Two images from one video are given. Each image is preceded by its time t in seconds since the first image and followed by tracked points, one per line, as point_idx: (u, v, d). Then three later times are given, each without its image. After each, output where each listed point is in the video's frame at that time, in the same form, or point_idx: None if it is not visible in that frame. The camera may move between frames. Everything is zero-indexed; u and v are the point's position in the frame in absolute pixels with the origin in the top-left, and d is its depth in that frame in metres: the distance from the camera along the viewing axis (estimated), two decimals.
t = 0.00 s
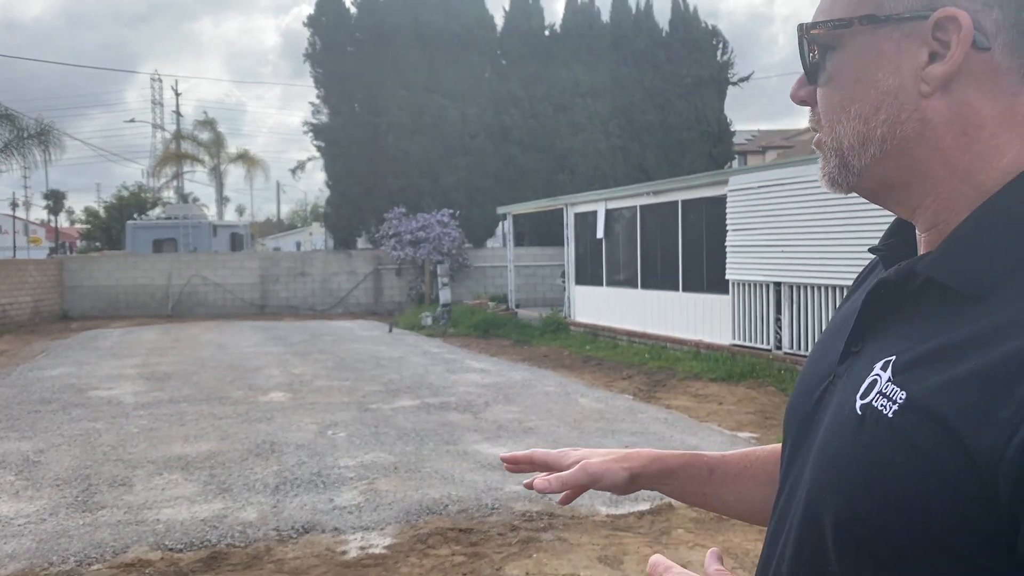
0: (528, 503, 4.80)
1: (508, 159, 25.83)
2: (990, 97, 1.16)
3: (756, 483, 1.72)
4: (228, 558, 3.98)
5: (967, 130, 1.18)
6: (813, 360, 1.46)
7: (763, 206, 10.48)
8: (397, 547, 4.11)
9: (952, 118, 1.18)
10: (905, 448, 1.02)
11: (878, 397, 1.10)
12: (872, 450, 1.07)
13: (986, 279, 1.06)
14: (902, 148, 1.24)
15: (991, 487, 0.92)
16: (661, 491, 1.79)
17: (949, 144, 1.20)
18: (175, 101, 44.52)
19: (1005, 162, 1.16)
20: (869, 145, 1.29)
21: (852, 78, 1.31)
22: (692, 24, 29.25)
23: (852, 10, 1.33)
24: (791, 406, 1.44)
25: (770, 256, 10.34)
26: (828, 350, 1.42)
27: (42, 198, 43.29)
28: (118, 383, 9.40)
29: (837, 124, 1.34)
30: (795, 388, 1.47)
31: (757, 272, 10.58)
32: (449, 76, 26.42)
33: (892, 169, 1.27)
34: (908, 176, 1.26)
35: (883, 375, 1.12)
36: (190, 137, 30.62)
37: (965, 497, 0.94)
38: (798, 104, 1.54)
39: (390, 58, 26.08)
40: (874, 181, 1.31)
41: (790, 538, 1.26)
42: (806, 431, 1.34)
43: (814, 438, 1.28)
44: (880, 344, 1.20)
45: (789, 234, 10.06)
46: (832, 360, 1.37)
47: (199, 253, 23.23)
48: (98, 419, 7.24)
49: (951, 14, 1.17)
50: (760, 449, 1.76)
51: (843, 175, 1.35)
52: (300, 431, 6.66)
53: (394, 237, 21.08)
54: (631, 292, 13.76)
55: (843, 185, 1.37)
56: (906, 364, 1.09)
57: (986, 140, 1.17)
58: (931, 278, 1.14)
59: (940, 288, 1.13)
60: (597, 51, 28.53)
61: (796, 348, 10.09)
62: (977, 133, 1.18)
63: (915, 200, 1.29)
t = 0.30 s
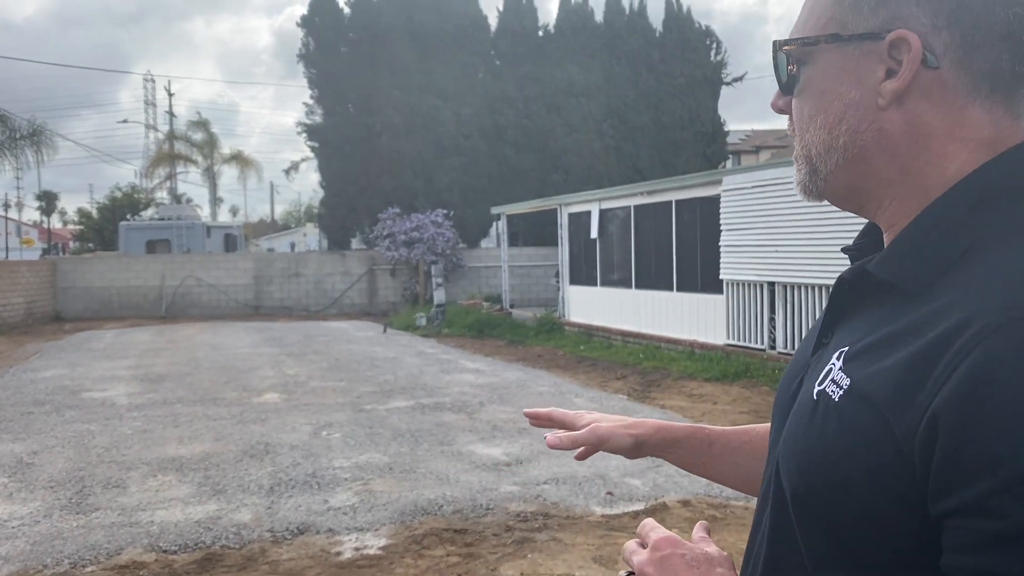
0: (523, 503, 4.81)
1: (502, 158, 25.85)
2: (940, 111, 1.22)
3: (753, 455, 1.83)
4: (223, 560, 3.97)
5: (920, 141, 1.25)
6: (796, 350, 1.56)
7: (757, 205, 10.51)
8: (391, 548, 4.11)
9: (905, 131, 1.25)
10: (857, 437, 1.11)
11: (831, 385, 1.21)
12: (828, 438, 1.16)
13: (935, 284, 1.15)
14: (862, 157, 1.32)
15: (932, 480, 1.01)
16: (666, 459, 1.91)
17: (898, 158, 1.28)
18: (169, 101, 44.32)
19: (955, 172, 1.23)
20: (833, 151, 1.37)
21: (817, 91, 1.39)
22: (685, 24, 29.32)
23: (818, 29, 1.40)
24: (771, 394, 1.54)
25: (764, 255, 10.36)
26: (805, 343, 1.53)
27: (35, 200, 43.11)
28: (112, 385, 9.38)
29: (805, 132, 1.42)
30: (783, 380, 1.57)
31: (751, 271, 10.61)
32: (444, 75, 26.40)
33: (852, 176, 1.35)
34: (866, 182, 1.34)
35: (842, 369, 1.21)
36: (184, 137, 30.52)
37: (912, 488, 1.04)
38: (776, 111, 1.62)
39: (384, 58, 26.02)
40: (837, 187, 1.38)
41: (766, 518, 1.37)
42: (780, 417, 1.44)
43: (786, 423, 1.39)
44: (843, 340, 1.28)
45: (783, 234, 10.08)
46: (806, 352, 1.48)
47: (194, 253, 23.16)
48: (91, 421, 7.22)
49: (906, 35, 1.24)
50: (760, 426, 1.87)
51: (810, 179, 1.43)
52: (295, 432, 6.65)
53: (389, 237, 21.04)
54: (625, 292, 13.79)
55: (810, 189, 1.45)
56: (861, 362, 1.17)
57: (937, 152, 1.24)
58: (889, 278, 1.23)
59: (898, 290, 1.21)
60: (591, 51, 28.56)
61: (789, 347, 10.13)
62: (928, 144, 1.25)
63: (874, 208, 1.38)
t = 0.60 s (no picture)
0: (521, 503, 4.81)
1: (498, 159, 25.85)
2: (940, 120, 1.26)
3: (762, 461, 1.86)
4: (221, 561, 3.98)
5: (920, 150, 1.28)
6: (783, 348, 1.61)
7: (753, 206, 10.52)
8: (389, 548, 4.11)
9: (906, 141, 1.28)
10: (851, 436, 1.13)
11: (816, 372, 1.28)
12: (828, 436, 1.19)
13: (917, 279, 1.21)
14: (863, 166, 1.34)
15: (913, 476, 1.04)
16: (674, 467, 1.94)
17: (888, 165, 1.32)
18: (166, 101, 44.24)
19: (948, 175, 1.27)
20: (834, 162, 1.39)
21: (815, 104, 1.41)
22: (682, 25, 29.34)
23: (814, 46, 1.42)
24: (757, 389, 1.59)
25: (761, 255, 10.38)
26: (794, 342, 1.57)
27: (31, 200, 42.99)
28: (110, 385, 9.37)
29: (804, 143, 1.44)
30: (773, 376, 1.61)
31: (748, 271, 10.62)
32: (440, 76, 26.39)
33: (850, 185, 1.38)
34: (865, 191, 1.36)
35: (829, 366, 1.25)
36: (180, 137, 30.45)
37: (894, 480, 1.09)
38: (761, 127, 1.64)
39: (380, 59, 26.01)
40: (834, 197, 1.41)
41: (753, 509, 1.40)
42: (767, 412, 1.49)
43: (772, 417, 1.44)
44: (828, 341, 1.32)
45: (781, 234, 10.08)
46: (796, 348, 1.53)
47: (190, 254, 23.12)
48: (88, 422, 7.21)
49: (904, 46, 1.27)
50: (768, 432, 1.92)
51: (808, 188, 1.45)
52: (292, 432, 6.65)
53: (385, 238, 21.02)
54: (621, 292, 13.82)
55: (806, 199, 1.46)
56: (847, 360, 1.21)
57: (922, 162, 1.29)
58: (886, 283, 1.26)
59: (889, 293, 1.26)
60: (588, 51, 28.57)
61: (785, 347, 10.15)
62: (925, 153, 1.28)
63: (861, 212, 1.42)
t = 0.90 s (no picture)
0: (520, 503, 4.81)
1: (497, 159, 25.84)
2: (914, 126, 1.28)
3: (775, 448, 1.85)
4: (219, 561, 3.98)
5: (895, 155, 1.31)
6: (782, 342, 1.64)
7: (752, 205, 10.52)
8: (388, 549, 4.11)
9: (881, 148, 1.31)
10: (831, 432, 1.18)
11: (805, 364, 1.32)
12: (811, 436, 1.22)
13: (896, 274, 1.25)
14: (841, 172, 1.37)
15: (880, 471, 1.06)
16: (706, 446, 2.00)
17: (866, 170, 1.35)
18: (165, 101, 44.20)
19: (922, 179, 1.30)
20: (813, 169, 1.42)
21: (795, 112, 1.44)
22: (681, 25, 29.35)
23: (796, 57, 1.45)
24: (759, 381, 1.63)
25: (759, 255, 10.38)
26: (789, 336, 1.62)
27: (30, 200, 42.92)
28: (108, 386, 9.37)
29: (787, 148, 1.47)
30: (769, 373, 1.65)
31: (746, 271, 10.62)
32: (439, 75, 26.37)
33: (832, 190, 1.41)
34: (847, 196, 1.39)
35: (811, 367, 1.28)
36: (178, 137, 30.41)
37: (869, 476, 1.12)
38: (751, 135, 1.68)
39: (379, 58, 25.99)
40: (818, 201, 1.44)
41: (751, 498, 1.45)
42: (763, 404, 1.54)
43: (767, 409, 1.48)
44: (812, 341, 1.36)
45: (780, 234, 10.08)
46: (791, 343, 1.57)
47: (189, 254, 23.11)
48: (87, 422, 7.21)
49: (877, 55, 1.30)
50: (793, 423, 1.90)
51: (793, 193, 1.48)
52: (291, 433, 6.65)
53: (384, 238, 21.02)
54: (620, 291, 13.83)
55: (792, 202, 1.50)
56: (825, 360, 1.24)
57: (901, 165, 1.31)
58: (867, 282, 1.31)
59: (873, 288, 1.30)
60: (587, 51, 28.58)
61: (782, 346, 10.17)
62: (900, 158, 1.31)
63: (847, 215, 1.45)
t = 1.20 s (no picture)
0: (520, 503, 4.82)
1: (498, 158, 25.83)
2: (883, 132, 1.30)
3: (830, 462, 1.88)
4: (220, 561, 3.98)
5: (868, 160, 1.33)
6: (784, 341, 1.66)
7: (752, 205, 10.52)
8: (388, 548, 4.11)
9: (854, 152, 1.34)
10: (813, 432, 1.20)
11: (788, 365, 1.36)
12: (794, 436, 1.25)
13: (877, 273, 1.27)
14: (821, 177, 1.41)
15: (856, 472, 1.08)
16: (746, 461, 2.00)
17: (843, 177, 1.38)
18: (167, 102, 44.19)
19: (897, 182, 1.32)
20: (796, 175, 1.46)
21: (776, 123, 1.49)
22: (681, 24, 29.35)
23: (774, 68, 1.49)
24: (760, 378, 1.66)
25: (759, 255, 10.39)
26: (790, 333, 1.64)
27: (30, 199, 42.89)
28: (109, 385, 9.37)
29: (772, 155, 1.51)
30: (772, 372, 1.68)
31: (746, 271, 10.63)
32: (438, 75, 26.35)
33: (815, 195, 1.44)
34: (828, 200, 1.42)
35: (795, 369, 1.31)
36: (179, 137, 30.41)
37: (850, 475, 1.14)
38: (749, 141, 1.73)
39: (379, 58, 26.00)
40: (803, 207, 1.47)
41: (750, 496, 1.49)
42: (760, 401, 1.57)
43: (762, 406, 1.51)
44: (799, 342, 1.38)
45: (781, 234, 10.08)
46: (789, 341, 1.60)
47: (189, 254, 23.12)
48: (87, 422, 7.21)
49: (842, 65, 1.33)
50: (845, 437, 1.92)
51: (782, 199, 1.52)
52: (292, 432, 6.66)
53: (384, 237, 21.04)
54: (620, 291, 13.82)
55: (783, 208, 1.54)
56: (808, 361, 1.26)
57: (875, 170, 1.33)
58: (847, 283, 1.34)
59: (853, 288, 1.33)
60: (587, 51, 28.58)
61: (781, 345, 10.18)
62: (872, 163, 1.33)
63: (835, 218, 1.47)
